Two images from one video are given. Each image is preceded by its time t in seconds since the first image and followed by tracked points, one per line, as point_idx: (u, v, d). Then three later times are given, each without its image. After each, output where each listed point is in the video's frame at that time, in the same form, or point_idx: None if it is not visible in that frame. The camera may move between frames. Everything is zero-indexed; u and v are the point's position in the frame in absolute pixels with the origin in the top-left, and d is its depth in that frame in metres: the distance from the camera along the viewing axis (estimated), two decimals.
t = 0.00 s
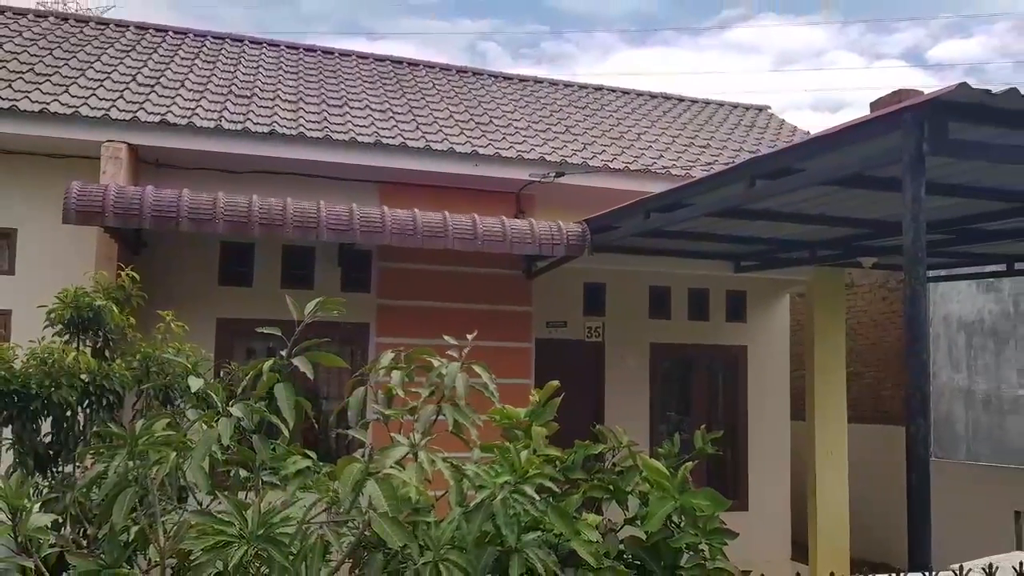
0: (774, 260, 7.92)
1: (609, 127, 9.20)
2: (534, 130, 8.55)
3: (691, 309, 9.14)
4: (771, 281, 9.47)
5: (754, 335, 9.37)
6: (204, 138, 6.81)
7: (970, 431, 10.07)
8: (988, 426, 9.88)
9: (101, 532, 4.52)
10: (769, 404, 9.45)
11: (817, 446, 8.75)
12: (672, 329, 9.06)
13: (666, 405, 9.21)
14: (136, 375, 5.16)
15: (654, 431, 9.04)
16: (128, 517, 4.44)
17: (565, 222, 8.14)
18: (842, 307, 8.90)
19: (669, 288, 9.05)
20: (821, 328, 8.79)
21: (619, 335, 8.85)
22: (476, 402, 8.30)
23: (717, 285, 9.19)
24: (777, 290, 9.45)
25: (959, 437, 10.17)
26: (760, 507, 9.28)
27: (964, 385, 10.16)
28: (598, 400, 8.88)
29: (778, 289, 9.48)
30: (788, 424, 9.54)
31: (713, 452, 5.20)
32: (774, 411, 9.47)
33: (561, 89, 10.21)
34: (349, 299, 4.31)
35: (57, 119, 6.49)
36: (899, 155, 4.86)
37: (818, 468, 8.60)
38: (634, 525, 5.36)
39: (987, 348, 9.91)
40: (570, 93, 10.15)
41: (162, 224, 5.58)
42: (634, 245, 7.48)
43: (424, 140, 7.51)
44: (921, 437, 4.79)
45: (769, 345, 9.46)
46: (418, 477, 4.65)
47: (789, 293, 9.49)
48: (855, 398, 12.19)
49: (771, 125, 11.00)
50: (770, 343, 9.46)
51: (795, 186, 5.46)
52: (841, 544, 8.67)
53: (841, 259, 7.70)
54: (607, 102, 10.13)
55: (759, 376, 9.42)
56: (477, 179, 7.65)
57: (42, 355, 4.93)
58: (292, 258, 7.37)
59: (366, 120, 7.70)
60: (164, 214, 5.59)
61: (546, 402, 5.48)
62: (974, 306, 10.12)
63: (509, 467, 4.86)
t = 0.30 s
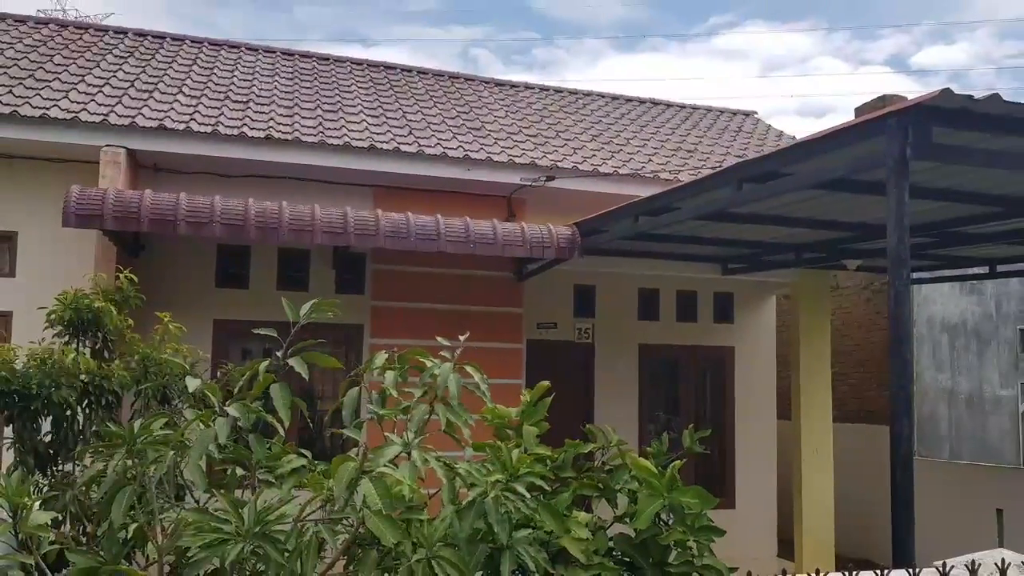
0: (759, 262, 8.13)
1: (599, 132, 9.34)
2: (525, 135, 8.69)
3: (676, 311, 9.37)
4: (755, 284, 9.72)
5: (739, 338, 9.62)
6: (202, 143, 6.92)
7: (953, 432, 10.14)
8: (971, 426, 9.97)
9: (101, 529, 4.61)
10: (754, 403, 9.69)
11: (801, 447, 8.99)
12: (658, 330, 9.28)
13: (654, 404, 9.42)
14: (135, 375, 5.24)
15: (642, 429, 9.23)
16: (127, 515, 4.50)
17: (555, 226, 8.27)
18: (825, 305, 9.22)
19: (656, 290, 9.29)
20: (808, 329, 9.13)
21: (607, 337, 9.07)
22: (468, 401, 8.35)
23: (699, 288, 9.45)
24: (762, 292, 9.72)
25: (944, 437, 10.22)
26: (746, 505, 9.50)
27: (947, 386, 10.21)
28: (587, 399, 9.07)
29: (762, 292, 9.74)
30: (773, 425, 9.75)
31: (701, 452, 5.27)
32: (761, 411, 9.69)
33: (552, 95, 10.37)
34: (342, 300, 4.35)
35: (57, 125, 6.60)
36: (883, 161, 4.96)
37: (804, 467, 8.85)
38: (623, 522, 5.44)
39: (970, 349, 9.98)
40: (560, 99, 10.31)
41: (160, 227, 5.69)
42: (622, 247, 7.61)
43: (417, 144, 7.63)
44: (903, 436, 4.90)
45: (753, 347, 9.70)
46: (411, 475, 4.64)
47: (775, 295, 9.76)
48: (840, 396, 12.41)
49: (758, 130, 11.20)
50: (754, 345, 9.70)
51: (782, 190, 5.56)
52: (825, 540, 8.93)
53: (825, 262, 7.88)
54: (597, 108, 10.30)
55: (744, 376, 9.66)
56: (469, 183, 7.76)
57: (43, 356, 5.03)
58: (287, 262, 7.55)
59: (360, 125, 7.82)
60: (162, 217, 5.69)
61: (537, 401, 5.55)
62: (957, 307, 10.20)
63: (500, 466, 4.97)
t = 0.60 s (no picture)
0: (746, 265, 8.29)
1: (590, 137, 9.48)
2: (517, 140, 8.82)
3: (665, 313, 9.52)
4: (742, 286, 9.88)
5: (726, 339, 9.78)
6: (199, 147, 7.03)
7: (937, 430, 11.09)
8: (955, 426, 10.95)
9: (100, 527, 4.71)
10: (742, 403, 9.85)
11: (788, 446, 9.44)
12: (648, 331, 9.43)
13: (643, 404, 9.55)
14: (133, 375, 5.32)
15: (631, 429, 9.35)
16: (126, 513, 4.59)
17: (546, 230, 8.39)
18: (810, 306, 9.68)
19: (644, 292, 9.43)
20: (794, 330, 9.58)
21: (597, 338, 9.20)
22: (461, 401, 8.43)
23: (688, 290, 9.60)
24: (748, 294, 9.88)
25: (928, 436, 11.14)
26: (732, 503, 9.65)
27: (931, 386, 11.16)
28: (578, 398, 9.19)
29: (749, 294, 9.90)
30: (758, 425, 9.92)
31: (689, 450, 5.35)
32: (749, 411, 9.85)
33: (543, 101, 10.53)
34: (336, 302, 4.42)
35: (57, 130, 6.70)
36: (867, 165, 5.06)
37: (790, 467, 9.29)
38: (612, 519, 5.49)
39: (953, 351, 10.95)
40: (551, 104, 10.46)
41: (158, 230, 5.79)
42: (612, 250, 7.73)
43: (410, 148, 7.75)
44: (888, 435, 4.98)
45: (739, 349, 9.85)
46: (404, 474, 4.68)
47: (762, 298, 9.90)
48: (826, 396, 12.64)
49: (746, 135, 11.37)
50: (741, 346, 9.85)
51: (768, 194, 5.67)
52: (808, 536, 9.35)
53: (811, 263, 8.05)
54: (588, 114, 10.46)
55: (732, 376, 9.81)
56: (461, 187, 7.89)
57: (43, 356, 5.13)
58: (284, 264, 7.66)
59: (355, 130, 7.94)
60: (160, 220, 5.79)
61: (528, 401, 5.66)
62: (940, 308, 11.09)
63: (492, 465, 5.04)
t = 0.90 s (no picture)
0: (734, 267, 8.44)
1: (581, 142, 9.62)
2: (509, 144, 8.96)
3: (655, 314, 9.66)
4: (730, 288, 10.02)
5: (715, 340, 9.92)
6: (196, 151, 7.13)
7: (922, 430, 11.56)
8: (939, 425, 11.42)
9: (98, 525, 4.80)
10: (729, 403, 9.98)
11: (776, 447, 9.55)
12: (638, 332, 9.56)
13: (633, 403, 9.67)
14: (132, 375, 5.41)
15: (621, 428, 9.47)
16: (124, 511, 4.68)
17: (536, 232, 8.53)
18: (798, 307, 9.81)
19: (634, 293, 9.56)
20: (782, 330, 9.72)
21: (587, 340, 9.36)
22: (454, 400, 8.56)
23: (679, 292, 9.75)
24: (736, 296, 10.04)
25: (912, 435, 11.60)
26: (721, 501, 9.76)
27: (914, 386, 11.62)
28: (569, 397, 9.29)
29: (736, 296, 10.05)
30: (746, 425, 10.05)
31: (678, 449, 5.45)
32: (735, 411, 9.99)
33: (535, 107, 10.66)
34: (332, 303, 4.50)
35: (57, 134, 6.81)
36: (853, 168, 5.15)
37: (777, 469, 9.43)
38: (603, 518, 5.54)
39: (937, 351, 11.38)
40: (543, 110, 10.60)
41: (155, 233, 5.89)
42: (602, 252, 7.87)
43: (403, 153, 7.86)
44: (874, 434, 5.04)
45: (727, 350, 9.99)
46: (398, 473, 4.77)
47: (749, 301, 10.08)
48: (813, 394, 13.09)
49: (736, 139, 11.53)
50: (729, 348, 9.99)
51: (755, 198, 5.78)
52: (797, 535, 9.49)
53: (798, 264, 8.20)
54: (579, 119, 10.60)
55: (719, 376, 9.94)
56: (454, 191, 8.02)
57: (43, 357, 5.22)
58: (280, 266, 7.80)
59: (350, 134, 8.06)
60: (158, 224, 5.90)
61: (519, 401, 5.76)
62: (925, 310, 11.55)
63: (484, 463, 5.12)
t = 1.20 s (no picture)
0: (723, 269, 8.57)
1: (573, 146, 9.75)
2: (502, 149, 9.08)
3: (646, 316, 9.79)
4: (718, 289, 10.12)
5: (705, 341, 10.05)
6: (193, 155, 7.24)
7: (905, 429, 12.94)
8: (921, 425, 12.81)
9: (98, 522, 4.89)
10: (720, 403, 10.10)
11: (765, 447, 9.65)
12: (629, 333, 9.68)
13: (623, 403, 9.78)
14: (131, 376, 5.51)
15: (611, 428, 9.58)
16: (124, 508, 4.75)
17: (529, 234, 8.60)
18: (785, 307, 9.93)
19: (623, 295, 9.67)
20: (767, 328, 9.82)
21: (579, 340, 9.45)
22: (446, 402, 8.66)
23: (670, 293, 9.88)
24: (723, 297, 10.13)
25: (897, 435, 12.92)
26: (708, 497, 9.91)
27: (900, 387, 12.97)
28: (560, 396, 9.41)
29: (724, 298, 10.17)
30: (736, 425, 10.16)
31: (666, 448, 5.55)
32: (727, 411, 10.11)
33: (528, 112, 10.80)
34: (327, 306, 4.58)
35: (56, 139, 6.91)
36: (839, 173, 5.24)
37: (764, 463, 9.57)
38: (593, 515, 5.63)
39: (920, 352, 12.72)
40: (535, 115, 10.74)
41: (153, 236, 6.00)
42: (593, 254, 7.99)
43: (397, 157, 7.98)
44: (858, 434, 5.12)
45: (717, 352, 10.10)
46: (392, 473, 4.71)
47: (736, 300, 10.18)
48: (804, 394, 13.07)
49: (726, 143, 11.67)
50: (718, 350, 10.10)
51: (741, 202, 5.88)
52: (784, 529, 9.67)
53: (785, 267, 8.35)
54: (572, 123, 10.74)
55: (707, 375, 10.04)
56: (447, 195, 8.14)
57: (44, 358, 5.33)
58: (276, 267, 7.92)
59: (344, 139, 8.18)
60: (156, 227, 6.00)
61: (511, 401, 5.87)
62: (908, 313, 12.88)
63: (476, 462, 5.10)
